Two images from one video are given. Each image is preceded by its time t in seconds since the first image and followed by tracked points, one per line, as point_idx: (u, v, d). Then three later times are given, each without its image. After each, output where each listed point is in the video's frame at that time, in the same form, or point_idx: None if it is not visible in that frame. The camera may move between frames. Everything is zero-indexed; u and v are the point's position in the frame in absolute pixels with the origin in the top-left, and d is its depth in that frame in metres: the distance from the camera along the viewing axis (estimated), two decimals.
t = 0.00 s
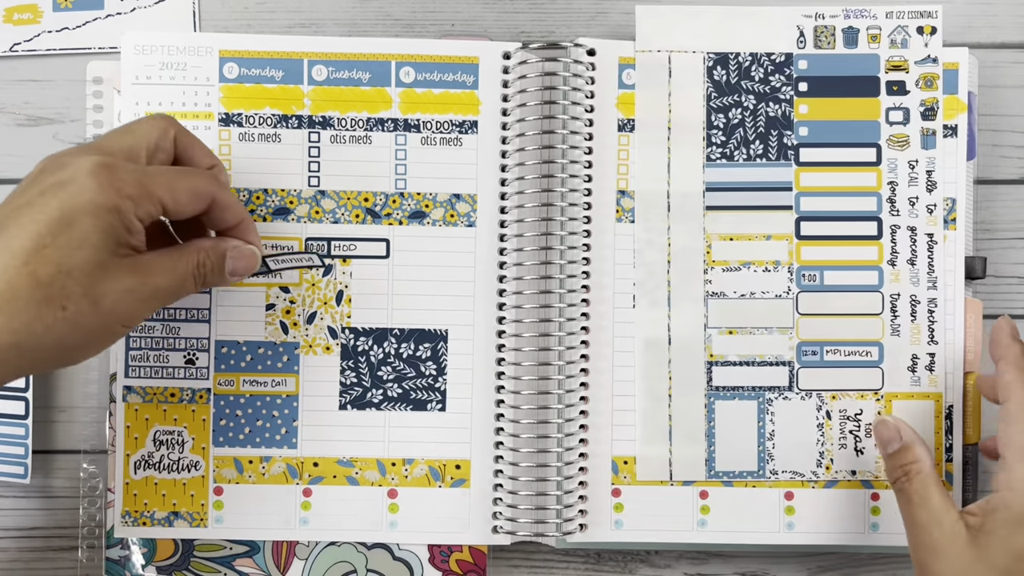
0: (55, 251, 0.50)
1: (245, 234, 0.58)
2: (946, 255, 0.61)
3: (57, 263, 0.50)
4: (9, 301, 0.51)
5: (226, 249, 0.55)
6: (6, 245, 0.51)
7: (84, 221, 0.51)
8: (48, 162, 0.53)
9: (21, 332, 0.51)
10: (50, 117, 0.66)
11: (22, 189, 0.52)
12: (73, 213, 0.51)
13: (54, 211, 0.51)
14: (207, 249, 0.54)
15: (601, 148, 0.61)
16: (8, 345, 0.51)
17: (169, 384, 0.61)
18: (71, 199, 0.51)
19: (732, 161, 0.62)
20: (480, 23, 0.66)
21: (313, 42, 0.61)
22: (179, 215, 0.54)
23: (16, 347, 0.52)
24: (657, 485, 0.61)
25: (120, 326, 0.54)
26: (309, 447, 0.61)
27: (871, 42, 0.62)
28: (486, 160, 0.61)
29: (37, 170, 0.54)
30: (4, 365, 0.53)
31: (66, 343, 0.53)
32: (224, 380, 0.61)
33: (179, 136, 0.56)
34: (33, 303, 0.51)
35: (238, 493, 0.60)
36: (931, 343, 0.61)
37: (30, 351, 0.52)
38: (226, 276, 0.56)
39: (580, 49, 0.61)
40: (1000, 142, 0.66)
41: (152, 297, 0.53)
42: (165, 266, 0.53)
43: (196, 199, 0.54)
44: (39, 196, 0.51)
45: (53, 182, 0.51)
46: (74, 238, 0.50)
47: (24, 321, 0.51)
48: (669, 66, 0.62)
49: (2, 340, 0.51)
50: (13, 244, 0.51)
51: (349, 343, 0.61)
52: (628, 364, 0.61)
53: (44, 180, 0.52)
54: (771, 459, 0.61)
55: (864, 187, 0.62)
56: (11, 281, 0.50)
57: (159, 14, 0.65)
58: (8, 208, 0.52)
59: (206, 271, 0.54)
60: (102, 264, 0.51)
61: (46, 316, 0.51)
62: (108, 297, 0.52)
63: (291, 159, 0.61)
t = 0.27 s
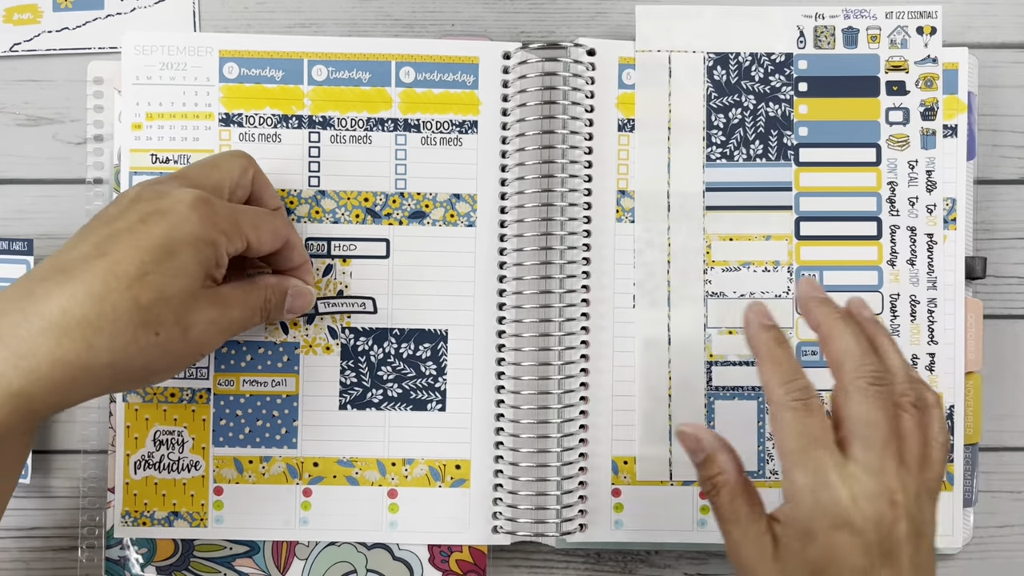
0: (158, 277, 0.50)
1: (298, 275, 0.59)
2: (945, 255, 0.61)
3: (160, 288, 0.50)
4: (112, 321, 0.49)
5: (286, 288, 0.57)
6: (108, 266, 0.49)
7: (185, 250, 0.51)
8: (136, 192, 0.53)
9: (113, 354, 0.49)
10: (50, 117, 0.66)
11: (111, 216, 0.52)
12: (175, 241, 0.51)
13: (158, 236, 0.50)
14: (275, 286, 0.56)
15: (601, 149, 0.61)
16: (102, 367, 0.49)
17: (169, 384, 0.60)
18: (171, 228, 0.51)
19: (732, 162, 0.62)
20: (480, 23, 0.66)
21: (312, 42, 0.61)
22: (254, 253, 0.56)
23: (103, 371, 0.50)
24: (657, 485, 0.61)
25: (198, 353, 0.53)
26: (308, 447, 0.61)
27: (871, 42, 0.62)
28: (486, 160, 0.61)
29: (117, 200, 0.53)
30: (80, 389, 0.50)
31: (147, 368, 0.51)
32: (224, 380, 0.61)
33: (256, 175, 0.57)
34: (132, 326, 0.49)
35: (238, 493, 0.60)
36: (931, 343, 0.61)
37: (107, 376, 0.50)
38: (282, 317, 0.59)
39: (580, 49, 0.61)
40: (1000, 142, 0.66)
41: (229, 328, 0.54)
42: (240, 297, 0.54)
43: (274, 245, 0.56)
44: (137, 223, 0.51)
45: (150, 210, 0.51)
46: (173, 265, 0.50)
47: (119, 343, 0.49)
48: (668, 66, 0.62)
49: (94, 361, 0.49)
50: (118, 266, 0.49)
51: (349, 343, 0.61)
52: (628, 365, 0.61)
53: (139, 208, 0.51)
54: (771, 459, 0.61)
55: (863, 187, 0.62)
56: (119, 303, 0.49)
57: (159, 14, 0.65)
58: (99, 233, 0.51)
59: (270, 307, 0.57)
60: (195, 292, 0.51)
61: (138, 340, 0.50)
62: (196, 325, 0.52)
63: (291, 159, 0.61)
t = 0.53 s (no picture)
0: (188, 274, 0.49)
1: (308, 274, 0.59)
2: (946, 255, 0.61)
3: (191, 284, 0.49)
4: (144, 317, 0.48)
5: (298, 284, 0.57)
6: (139, 262, 0.48)
7: (213, 248, 0.50)
8: (158, 190, 0.52)
9: (145, 350, 0.48)
10: (50, 117, 0.66)
11: (134, 215, 0.50)
12: (203, 239, 0.50)
13: (187, 234, 0.50)
14: (287, 281, 0.56)
15: (601, 149, 0.61)
16: (134, 363, 0.48)
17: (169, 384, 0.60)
18: (199, 225, 0.50)
19: (732, 162, 0.62)
20: (480, 23, 0.66)
21: (312, 42, 0.61)
22: (271, 250, 0.55)
23: (136, 367, 0.49)
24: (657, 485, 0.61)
25: (222, 350, 0.53)
26: (308, 447, 0.61)
27: (871, 42, 0.62)
28: (486, 160, 0.61)
29: (138, 199, 0.52)
30: (111, 386, 0.49)
31: (176, 365, 0.50)
32: (224, 380, 0.61)
33: (267, 181, 0.58)
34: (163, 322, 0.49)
35: (238, 494, 0.60)
36: (931, 343, 0.61)
37: (137, 374, 0.49)
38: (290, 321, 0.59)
39: (580, 49, 0.61)
40: (1000, 142, 0.66)
41: (251, 325, 0.54)
42: (259, 292, 0.54)
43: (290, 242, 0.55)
44: (163, 221, 0.50)
45: (175, 207, 0.50)
46: (202, 262, 0.50)
47: (151, 339, 0.48)
48: (668, 66, 0.62)
49: (127, 357, 0.48)
50: (148, 262, 0.49)
51: (349, 343, 0.61)
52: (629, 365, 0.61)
53: (164, 206, 0.51)
54: (771, 459, 0.61)
55: (862, 187, 0.62)
56: (152, 299, 0.48)
57: (159, 14, 0.65)
58: (126, 230, 0.50)
59: (283, 304, 0.56)
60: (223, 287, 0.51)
61: (169, 336, 0.49)
62: (222, 321, 0.51)
63: (291, 159, 0.61)
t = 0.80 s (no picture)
0: (200, 262, 0.48)
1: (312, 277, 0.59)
2: (946, 255, 0.61)
3: (203, 272, 0.48)
4: (156, 303, 0.47)
5: (302, 284, 0.56)
6: (152, 249, 0.48)
7: (224, 238, 0.50)
8: (169, 186, 0.52)
9: (156, 337, 0.47)
10: (50, 117, 0.66)
11: (146, 207, 0.50)
12: (215, 229, 0.50)
13: (199, 224, 0.49)
14: (293, 283, 0.55)
15: (601, 149, 0.61)
16: (146, 349, 0.47)
17: (169, 384, 0.60)
18: (211, 217, 0.50)
19: (732, 162, 0.62)
20: (480, 23, 0.66)
21: (312, 42, 0.61)
22: (277, 248, 0.55)
23: (147, 355, 0.47)
24: (657, 485, 0.61)
25: (230, 344, 0.51)
26: (308, 447, 0.61)
27: (871, 42, 0.62)
28: (486, 160, 0.61)
29: (148, 194, 0.51)
30: (122, 374, 0.47)
31: (186, 355, 0.49)
32: (224, 380, 0.61)
33: (274, 191, 0.59)
34: (175, 309, 0.47)
35: (238, 493, 0.60)
36: (932, 343, 0.61)
37: (147, 362, 0.47)
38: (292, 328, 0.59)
39: (580, 49, 0.61)
40: (1000, 142, 0.66)
41: (260, 320, 0.53)
42: (267, 289, 0.53)
43: (297, 242, 0.55)
44: (175, 212, 0.50)
45: (187, 200, 0.50)
46: (214, 251, 0.49)
47: (163, 326, 0.47)
48: (668, 66, 0.62)
49: (138, 344, 0.46)
50: (161, 250, 0.48)
51: (349, 343, 0.61)
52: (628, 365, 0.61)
53: (175, 198, 0.50)
54: (771, 459, 0.61)
55: (862, 187, 0.62)
56: (164, 285, 0.47)
57: (159, 14, 0.65)
58: (138, 220, 0.49)
59: (290, 305, 0.55)
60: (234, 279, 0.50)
61: (180, 324, 0.48)
62: (232, 313, 0.50)
63: (291, 159, 0.61)
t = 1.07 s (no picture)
0: (209, 259, 0.48)
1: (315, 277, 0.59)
2: (946, 255, 0.61)
3: (213, 268, 0.48)
4: (166, 298, 0.46)
5: (305, 284, 0.56)
6: (162, 245, 0.47)
7: (233, 235, 0.50)
8: (175, 184, 0.52)
9: (165, 332, 0.46)
10: (50, 117, 0.66)
11: (155, 205, 0.50)
12: (224, 226, 0.49)
13: (208, 220, 0.49)
14: (298, 283, 0.55)
15: (601, 149, 0.61)
16: (155, 344, 0.46)
17: (169, 384, 0.60)
18: (219, 214, 0.50)
19: (732, 162, 0.62)
20: (480, 23, 0.66)
21: (312, 42, 0.61)
22: (282, 247, 0.55)
23: (155, 350, 0.46)
24: (657, 485, 0.61)
25: (237, 342, 0.51)
26: (309, 447, 0.61)
27: (871, 42, 0.62)
28: (486, 160, 0.61)
29: (154, 192, 0.51)
30: (131, 369, 0.46)
31: (194, 351, 0.48)
32: (224, 380, 0.61)
33: (280, 194, 0.59)
34: (184, 305, 0.47)
35: (237, 494, 0.60)
36: (932, 343, 0.61)
37: (156, 358, 0.47)
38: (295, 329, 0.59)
39: (580, 49, 0.61)
40: (1000, 142, 0.66)
41: (266, 320, 0.53)
42: (273, 289, 0.53)
43: (302, 239, 0.55)
44: (183, 208, 0.49)
45: (195, 197, 0.50)
46: (223, 248, 0.49)
47: (173, 321, 0.46)
48: (668, 66, 0.62)
49: (148, 338, 0.46)
50: (171, 245, 0.47)
51: (349, 343, 0.61)
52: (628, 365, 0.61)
53: (184, 196, 0.50)
54: (770, 459, 0.61)
55: (862, 188, 0.62)
56: (174, 281, 0.47)
57: (159, 14, 0.65)
58: (146, 217, 0.49)
59: (295, 305, 0.55)
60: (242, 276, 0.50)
61: (189, 320, 0.47)
62: (240, 310, 0.50)
63: (291, 159, 0.61)
